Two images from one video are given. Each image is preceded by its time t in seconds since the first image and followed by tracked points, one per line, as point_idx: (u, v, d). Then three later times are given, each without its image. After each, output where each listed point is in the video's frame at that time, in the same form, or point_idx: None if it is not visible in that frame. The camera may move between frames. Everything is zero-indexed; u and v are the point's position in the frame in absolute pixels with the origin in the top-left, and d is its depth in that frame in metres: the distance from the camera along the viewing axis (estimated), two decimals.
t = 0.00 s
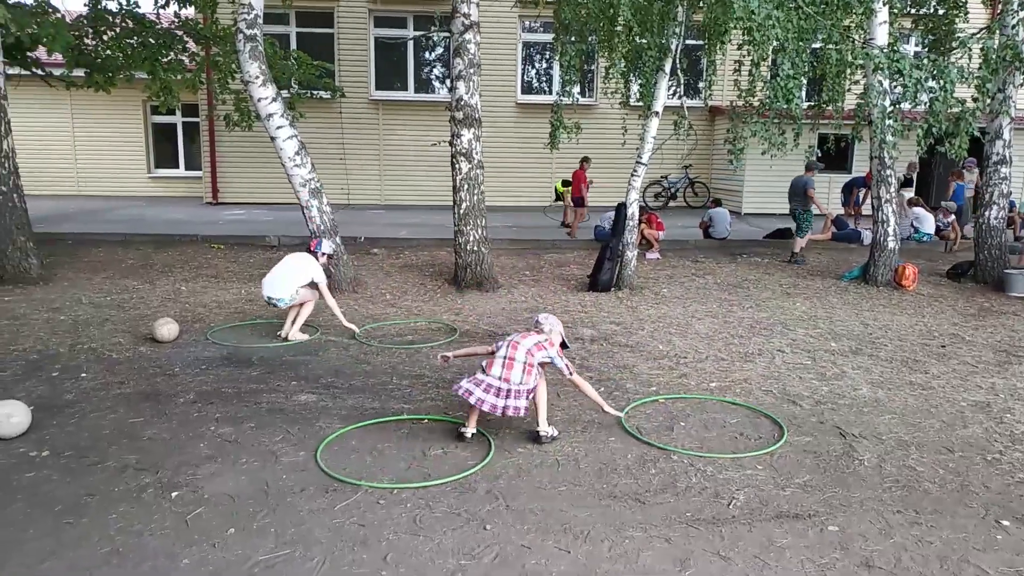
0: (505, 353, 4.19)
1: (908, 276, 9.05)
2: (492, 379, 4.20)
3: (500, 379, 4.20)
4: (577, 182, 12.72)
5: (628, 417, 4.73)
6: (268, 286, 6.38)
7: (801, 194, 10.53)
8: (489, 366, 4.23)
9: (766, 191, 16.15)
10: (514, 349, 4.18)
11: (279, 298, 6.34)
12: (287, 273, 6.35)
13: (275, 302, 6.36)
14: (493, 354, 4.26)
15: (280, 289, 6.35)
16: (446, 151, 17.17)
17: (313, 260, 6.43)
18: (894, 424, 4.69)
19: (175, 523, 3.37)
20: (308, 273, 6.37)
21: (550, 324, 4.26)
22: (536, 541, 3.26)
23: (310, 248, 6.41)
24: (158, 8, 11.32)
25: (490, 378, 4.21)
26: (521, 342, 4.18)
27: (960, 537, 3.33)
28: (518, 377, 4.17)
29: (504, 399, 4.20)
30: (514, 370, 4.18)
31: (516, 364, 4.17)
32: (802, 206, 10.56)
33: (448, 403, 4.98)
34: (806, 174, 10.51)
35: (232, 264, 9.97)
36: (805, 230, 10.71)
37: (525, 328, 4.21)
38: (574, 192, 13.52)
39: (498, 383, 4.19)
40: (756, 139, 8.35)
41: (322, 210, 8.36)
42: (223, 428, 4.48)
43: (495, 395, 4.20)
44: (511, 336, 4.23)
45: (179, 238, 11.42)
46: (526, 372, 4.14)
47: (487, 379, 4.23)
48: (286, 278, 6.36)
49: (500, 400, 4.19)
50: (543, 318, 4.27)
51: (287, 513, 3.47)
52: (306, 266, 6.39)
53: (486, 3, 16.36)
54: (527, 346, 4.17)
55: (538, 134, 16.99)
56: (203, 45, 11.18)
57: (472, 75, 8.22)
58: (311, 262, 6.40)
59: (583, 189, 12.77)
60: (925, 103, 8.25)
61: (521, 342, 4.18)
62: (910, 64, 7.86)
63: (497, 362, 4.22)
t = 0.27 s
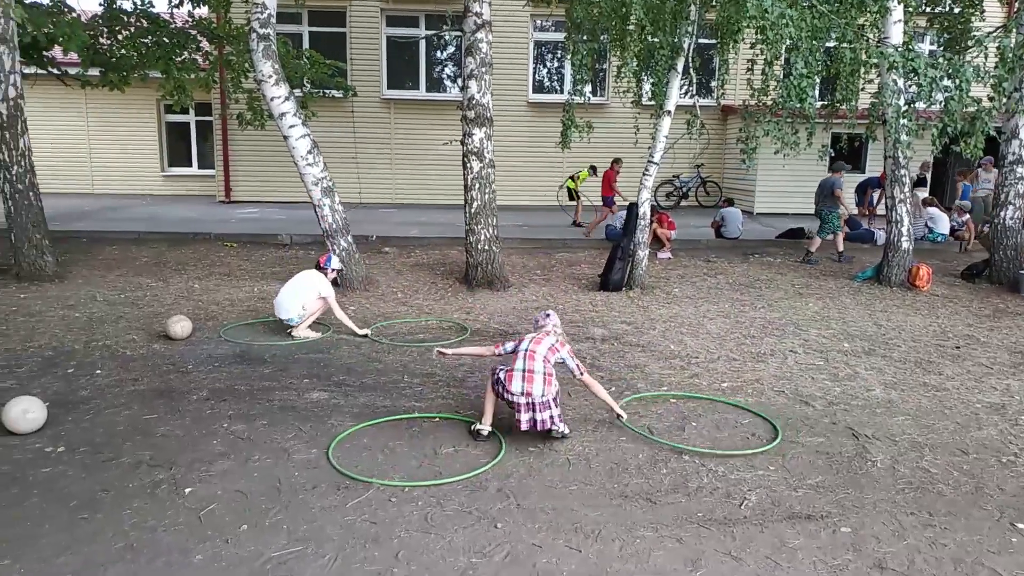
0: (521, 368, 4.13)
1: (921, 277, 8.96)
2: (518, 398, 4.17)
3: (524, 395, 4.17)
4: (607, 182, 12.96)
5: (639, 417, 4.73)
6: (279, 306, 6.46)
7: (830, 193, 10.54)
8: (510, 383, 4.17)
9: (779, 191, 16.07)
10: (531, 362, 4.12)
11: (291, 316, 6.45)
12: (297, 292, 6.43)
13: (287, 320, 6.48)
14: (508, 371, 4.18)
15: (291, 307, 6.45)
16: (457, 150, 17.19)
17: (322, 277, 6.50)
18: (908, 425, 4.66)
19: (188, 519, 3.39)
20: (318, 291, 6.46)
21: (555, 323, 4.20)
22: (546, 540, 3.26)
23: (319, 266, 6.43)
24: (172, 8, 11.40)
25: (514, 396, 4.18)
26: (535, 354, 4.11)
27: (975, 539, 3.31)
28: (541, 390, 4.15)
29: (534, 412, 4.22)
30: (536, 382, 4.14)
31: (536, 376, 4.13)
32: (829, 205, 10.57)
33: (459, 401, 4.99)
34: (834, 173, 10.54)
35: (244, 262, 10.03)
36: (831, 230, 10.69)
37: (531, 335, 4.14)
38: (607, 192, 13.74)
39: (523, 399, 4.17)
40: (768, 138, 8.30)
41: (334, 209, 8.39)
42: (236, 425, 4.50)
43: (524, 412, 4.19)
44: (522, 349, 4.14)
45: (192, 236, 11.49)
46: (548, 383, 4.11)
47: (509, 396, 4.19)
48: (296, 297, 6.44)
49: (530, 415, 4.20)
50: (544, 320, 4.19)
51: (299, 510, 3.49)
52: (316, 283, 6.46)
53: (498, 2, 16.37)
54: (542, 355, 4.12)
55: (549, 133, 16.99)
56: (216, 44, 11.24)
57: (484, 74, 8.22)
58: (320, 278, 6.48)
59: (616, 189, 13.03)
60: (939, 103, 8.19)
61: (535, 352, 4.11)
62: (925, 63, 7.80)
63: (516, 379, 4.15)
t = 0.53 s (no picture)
0: (518, 329, 4.23)
1: (936, 279, 8.90)
2: (520, 362, 4.26)
3: (527, 355, 4.28)
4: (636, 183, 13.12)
5: (651, 418, 4.72)
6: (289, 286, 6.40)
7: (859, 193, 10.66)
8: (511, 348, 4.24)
9: (793, 192, 15.99)
10: (523, 321, 4.25)
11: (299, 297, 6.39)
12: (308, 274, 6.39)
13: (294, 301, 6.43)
14: (504, 337, 4.24)
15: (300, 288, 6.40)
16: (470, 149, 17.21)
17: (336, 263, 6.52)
18: (922, 429, 4.63)
19: (202, 515, 3.42)
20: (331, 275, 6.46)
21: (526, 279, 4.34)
22: (557, 540, 3.26)
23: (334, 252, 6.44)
24: (188, 7, 11.48)
25: (519, 360, 4.26)
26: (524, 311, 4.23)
27: (989, 544, 3.28)
28: (538, 347, 4.31)
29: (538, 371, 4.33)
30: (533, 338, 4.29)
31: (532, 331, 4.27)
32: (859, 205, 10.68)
33: (470, 401, 5.00)
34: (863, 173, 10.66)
35: (258, 261, 10.09)
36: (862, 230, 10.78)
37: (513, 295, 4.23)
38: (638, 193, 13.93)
39: (528, 359, 4.28)
40: (783, 139, 8.25)
41: (347, 208, 8.42)
42: (249, 422, 4.53)
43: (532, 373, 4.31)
44: (511, 312, 4.21)
45: (206, 234, 11.57)
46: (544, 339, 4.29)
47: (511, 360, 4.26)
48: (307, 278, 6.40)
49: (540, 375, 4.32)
50: (509, 275, 4.22)
51: (312, 507, 3.51)
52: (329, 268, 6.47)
53: (511, 2, 16.37)
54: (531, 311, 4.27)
55: (562, 134, 16.97)
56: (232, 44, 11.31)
57: (497, 74, 8.23)
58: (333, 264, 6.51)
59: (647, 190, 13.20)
60: (956, 104, 8.13)
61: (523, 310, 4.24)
62: (942, 64, 7.75)
63: (514, 342, 4.23)
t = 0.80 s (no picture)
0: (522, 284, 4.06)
1: (951, 280, 8.79)
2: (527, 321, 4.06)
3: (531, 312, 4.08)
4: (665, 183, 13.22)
5: (662, 418, 4.71)
6: (304, 259, 6.53)
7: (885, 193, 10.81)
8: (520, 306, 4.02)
9: (805, 192, 15.91)
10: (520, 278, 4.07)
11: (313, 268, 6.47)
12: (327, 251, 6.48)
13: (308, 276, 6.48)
14: (508, 297, 4.00)
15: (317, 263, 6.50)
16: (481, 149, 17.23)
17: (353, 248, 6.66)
18: (935, 430, 4.60)
19: (215, 512, 3.44)
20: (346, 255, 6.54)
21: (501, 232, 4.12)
22: (568, 540, 3.26)
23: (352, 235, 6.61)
24: (201, 7, 11.54)
25: (528, 317, 4.05)
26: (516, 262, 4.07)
27: (1003, 547, 3.26)
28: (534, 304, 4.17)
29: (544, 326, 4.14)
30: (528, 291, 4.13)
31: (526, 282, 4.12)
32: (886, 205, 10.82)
33: (481, 399, 5.01)
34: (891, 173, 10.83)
35: (270, 259, 10.14)
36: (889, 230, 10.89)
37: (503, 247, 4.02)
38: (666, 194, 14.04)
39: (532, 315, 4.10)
40: (795, 139, 8.20)
41: (359, 207, 8.45)
42: (262, 419, 4.56)
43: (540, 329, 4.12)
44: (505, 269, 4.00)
45: (219, 233, 11.64)
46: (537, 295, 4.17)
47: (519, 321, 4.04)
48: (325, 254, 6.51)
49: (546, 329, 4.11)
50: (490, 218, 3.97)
51: (323, 504, 3.53)
52: (346, 249, 6.59)
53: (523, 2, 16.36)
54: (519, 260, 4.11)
55: (573, 133, 16.96)
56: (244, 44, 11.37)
57: (509, 74, 8.23)
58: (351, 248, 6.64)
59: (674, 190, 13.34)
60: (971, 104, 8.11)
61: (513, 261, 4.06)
62: (957, 64, 7.70)
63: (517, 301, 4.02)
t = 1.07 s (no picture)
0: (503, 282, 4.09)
1: (963, 280, 8.75)
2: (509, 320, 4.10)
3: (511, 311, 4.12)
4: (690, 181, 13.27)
5: (672, 418, 4.70)
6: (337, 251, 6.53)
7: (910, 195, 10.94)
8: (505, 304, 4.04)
9: (816, 191, 15.83)
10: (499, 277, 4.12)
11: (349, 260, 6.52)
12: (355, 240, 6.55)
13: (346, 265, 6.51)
14: (495, 297, 4.02)
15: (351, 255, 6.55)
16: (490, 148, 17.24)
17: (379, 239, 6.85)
18: (948, 431, 4.57)
19: (226, 509, 3.46)
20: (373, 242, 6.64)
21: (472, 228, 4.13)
22: (577, 539, 3.26)
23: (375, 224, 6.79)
24: (212, 7, 11.59)
25: (512, 314, 4.08)
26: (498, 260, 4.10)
27: (1016, 549, 3.23)
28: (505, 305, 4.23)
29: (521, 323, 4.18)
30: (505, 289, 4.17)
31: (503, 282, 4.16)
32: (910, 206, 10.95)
33: (490, 399, 5.01)
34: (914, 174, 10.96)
35: (280, 258, 10.19)
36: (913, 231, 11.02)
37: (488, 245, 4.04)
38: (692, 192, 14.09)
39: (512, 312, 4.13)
40: (807, 138, 8.16)
41: (369, 206, 8.48)
42: (272, 418, 4.58)
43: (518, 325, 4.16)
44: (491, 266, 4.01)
45: (230, 232, 11.70)
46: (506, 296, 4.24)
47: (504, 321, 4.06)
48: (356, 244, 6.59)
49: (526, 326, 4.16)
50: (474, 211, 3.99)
51: (334, 502, 3.54)
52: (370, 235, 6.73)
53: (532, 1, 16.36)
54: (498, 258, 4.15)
55: (583, 132, 16.94)
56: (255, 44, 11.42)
57: (518, 73, 8.23)
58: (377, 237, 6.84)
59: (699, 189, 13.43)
60: (985, 102, 8.05)
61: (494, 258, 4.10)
62: (970, 62, 7.67)
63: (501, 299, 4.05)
